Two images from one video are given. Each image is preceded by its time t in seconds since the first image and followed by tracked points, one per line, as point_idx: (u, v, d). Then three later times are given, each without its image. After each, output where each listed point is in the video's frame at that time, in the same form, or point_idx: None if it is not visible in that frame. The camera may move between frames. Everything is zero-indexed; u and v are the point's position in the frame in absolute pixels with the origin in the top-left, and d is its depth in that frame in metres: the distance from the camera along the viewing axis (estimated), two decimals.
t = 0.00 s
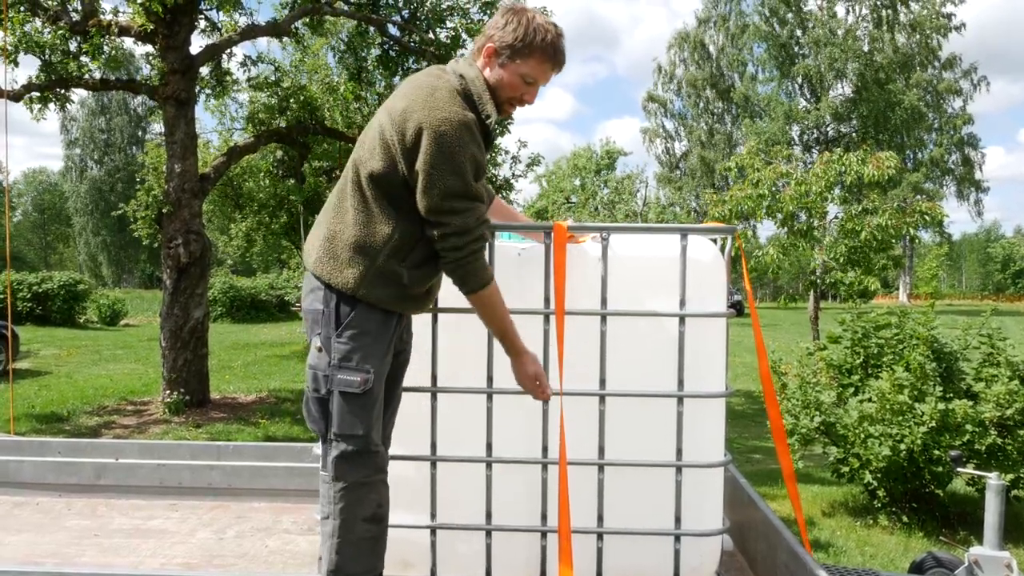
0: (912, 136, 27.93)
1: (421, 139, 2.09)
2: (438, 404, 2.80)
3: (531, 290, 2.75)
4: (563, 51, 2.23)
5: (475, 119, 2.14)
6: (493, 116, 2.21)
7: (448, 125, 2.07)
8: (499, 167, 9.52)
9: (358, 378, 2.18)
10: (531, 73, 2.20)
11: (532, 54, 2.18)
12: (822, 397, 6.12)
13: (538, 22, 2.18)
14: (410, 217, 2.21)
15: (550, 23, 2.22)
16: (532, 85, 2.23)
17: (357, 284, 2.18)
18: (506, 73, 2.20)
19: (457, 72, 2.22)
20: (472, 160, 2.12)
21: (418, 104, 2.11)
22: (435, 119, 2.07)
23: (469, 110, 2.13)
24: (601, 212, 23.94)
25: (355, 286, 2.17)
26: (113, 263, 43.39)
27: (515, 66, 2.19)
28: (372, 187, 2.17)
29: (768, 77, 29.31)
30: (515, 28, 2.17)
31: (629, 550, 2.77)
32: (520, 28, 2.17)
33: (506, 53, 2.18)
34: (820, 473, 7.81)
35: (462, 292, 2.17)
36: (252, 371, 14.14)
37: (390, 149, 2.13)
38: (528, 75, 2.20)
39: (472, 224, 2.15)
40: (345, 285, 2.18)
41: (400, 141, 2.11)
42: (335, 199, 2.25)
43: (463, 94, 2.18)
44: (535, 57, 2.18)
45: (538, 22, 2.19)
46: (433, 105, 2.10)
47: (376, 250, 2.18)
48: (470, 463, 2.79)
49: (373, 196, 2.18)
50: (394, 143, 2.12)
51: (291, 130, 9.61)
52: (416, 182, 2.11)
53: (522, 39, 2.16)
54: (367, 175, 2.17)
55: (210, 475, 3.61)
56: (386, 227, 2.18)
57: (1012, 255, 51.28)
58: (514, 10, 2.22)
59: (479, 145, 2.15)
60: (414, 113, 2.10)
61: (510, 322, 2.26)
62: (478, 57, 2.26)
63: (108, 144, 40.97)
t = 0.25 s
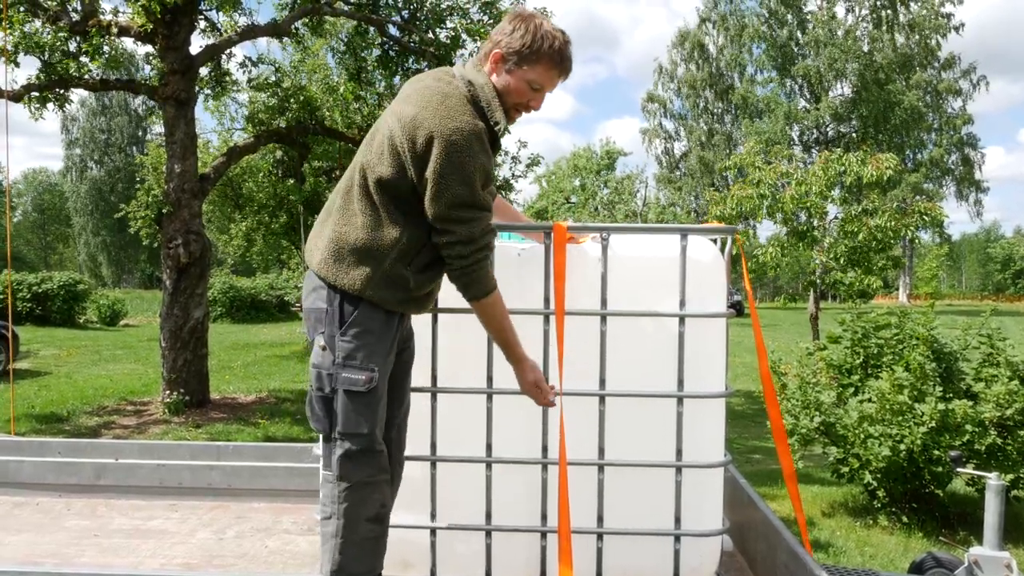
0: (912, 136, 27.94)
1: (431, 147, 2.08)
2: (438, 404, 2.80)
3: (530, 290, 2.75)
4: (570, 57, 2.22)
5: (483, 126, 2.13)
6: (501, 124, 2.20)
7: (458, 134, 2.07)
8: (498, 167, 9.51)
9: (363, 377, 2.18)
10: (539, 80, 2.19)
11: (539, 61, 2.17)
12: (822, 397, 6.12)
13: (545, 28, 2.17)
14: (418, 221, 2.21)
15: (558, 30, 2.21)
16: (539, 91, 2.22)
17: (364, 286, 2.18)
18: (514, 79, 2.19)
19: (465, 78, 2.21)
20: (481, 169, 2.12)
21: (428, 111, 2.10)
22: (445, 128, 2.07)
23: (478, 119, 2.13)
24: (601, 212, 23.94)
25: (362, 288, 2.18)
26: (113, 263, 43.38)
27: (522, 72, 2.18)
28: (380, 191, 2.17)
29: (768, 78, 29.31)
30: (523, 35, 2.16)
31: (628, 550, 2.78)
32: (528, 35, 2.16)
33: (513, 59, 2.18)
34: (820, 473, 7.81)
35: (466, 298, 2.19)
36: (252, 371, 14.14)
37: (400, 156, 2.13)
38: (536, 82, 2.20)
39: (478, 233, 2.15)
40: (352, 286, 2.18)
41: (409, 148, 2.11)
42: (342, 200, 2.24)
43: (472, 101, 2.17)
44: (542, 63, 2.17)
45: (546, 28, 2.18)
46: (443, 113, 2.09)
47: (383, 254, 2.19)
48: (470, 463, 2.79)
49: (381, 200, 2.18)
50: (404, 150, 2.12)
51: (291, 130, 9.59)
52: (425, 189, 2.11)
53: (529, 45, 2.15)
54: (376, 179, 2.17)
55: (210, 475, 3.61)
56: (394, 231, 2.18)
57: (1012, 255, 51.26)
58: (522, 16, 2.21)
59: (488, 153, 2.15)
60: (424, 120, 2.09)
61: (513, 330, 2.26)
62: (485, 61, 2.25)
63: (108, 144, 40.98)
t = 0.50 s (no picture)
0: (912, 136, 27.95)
1: (436, 156, 2.07)
2: (439, 404, 2.80)
3: (530, 290, 2.76)
4: (573, 63, 2.21)
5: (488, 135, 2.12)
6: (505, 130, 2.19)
7: (463, 143, 2.06)
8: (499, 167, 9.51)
9: (372, 382, 2.18)
10: (542, 86, 2.19)
11: (544, 68, 2.16)
12: (822, 397, 6.12)
13: (548, 34, 2.17)
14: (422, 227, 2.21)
15: (561, 36, 2.20)
16: (542, 96, 2.21)
17: (371, 292, 2.17)
18: (517, 84, 2.18)
19: (468, 84, 2.19)
20: (485, 178, 2.11)
21: (431, 119, 2.08)
22: (450, 137, 2.05)
23: (483, 128, 2.11)
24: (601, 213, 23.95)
25: (368, 293, 2.17)
26: (113, 263, 43.38)
27: (526, 78, 2.17)
28: (385, 199, 2.16)
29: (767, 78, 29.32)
30: (526, 40, 2.16)
31: (629, 550, 2.78)
32: (531, 41, 2.15)
33: (517, 65, 2.17)
34: (820, 474, 7.81)
35: (472, 306, 2.18)
36: (252, 371, 14.14)
37: (404, 164, 2.12)
38: (539, 88, 2.19)
39: (482, 242, 2.14)
40: (359, 291, 2.17)
41: (413, 157, 2.10)
42: (346, 206, 2.23)
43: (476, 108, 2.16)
44: (545, 69, 2.16)
45: (549, 34, 2.17)
46: (448, 121, 2.07)
47: (389, 261, 2.18)
48: (470, 463, 2.79)
49: (386, 207, 2.17)
50: (408, 158, 2.10)
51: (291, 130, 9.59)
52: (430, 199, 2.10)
53: (533, 51, 2.14)
54: (380, 187, 2.16)
55: (210, 475, 3.61)
56: (399, 239, 2.18)
57: (1012, 255, 51.26)
58: (525, 21, 2.20)
59: (492, 162, 2.14)
60: (428, 129, 2.07)
61: (519, 337, 2.26)
62: (488, 66, 2.23)
63: (109, 143, 41.00)
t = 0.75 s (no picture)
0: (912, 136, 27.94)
1: (439, 164, 2.07)
2: (439, 404, 2.80)
3: (530, 290, 2.76)
4: (578, 74, 2.22)
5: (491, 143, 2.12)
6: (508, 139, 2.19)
7: (467, 152, 2.06)
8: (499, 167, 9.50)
9: (366, 393, 2.17)
10: (546, 97, 2.20)
11: (549, 79, 2.17)
12: (822, 397, 6.11)
13: (554, 44, 2.18)
14: (422, 235, 2.20)
15: (567, 46, 2.21)
16: (546, 107, 2.22)
17: (370, 299, 2.17)
18: (521, 93, 2.18)
19: (471, 91, 2.19)
20: (487, 187, 2.11)
21: (435, 126, 2.07)
22: (454, 144, 2.05)
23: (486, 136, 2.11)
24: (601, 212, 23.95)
25: (367, 301, 2.16)
26: (113, 263, 43.36)
27: (531, 87, 2.18)
28: (386, 205, 2.15)
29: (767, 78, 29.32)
30: (532, 50, 2.16)
31: (629, 550, 2.78)
32: (537, 51, 2.16)
33: (521, 74, 2.17)
34: (820, 474, 7.80)
35: (472, 313, 2.20)
36: (252, 371, 14.13)
37: (406, 171, 2.11)
38: (543, 99, 2.20)
39: (483, 250, 2.15)
40: (358, 299, 2.16)
41: (416, 164, 2.09)
42: (346, 211, 2.21)
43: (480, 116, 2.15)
44: (550, 79, 2.16)
45: (555, 45, 2.18)
46: (452, 129, 2.07)
47: (389, 268, 2.18)
48: (470, 463, 2.79)
49: (387, 214, 2.16)
50: (410, 165, 2.10)
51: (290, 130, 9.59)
52: (432, 206, 2.10)
53: (539, 61, 2.15)
54: (381, 193, 2.15)
55: (210, 475, 3.61)
56: (400, 246, 2.17)
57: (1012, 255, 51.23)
58: (531, 30, 2.21)
59: (494, 171, 2.15)
60: (432, 136, 2.07)
61: (518, 345, 2.28)
62: (492, 73, 2.23)
63: (109, 143, 40.99)
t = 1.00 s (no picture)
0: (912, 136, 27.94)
1: (429, 170, 2.07)
2: (440, 405, 2.80)
3: (531, 290, 2.76)
4: (573, 75, 2.20)
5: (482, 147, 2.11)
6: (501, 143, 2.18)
7: (456, 157, 2.05)
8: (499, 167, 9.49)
9: (359, 400, 2.17)
10: (540, 98, 2.18)
11: (543, 80, 2.15)
12: (822, 397, 6.11)
13: (548, 45, 2.16)
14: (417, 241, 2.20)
15: (561, 47, 2.19)
16: (541, 109, 2.20)
17: (365, 307, 2.17)
18: (515, 96, 2.17)
19: (464, 95, 2.18)
20: (478, 192, 2.10)
21: (425, 131, 2.07)
22: (444, 150, 2.05)
23: (477, 140, 2.11)
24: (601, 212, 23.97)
25: (362, 309, 2.16)
26: (113, 263, 43.36)
27: (524, 90, 2.16)
28: (378, 213, 2.16)
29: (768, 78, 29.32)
30: (525, 52, 2.15)
31: (629, 550, 2.78)
32: (530, 52, 2.14)
33: (515, 77, 2.16)
34: (820, 473, 7.80)
35: (469, 317, 2.20)
36: (251, 370, 14.13)
37: (397, 178, 2.11)
38: (537, 100, 2.18)
39: (476, 255, 2.14)
40: (353, 308, 2.16)
41: (407, 171, 2.09)
42: (340, 220, 2.22)
43: (472, 121, 2.15)
44: (543, 82, 2.15)
45: (548, 46, 2.16)
46: (442, 134, 2.07)
47: (383, 275, 2.17)
48: (471, 463, 2.79)
49: (379, 222, 2.16)
50: (401, 172, 2.10)
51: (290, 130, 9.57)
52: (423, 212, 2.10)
53: (532, 63, 2.13)
54: (373, 201, 2.15)
55: (210, 475, 3.61)
56: (393, 252, 2.17)
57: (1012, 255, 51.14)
58: (525, 32, 2.20)
59: (486, 175, 2.14)
60: (422, 142, 2.07)
61: (517, 347, 2.27)
62: (486, 77, 2.22)
63: (109, 143, 41.00)
